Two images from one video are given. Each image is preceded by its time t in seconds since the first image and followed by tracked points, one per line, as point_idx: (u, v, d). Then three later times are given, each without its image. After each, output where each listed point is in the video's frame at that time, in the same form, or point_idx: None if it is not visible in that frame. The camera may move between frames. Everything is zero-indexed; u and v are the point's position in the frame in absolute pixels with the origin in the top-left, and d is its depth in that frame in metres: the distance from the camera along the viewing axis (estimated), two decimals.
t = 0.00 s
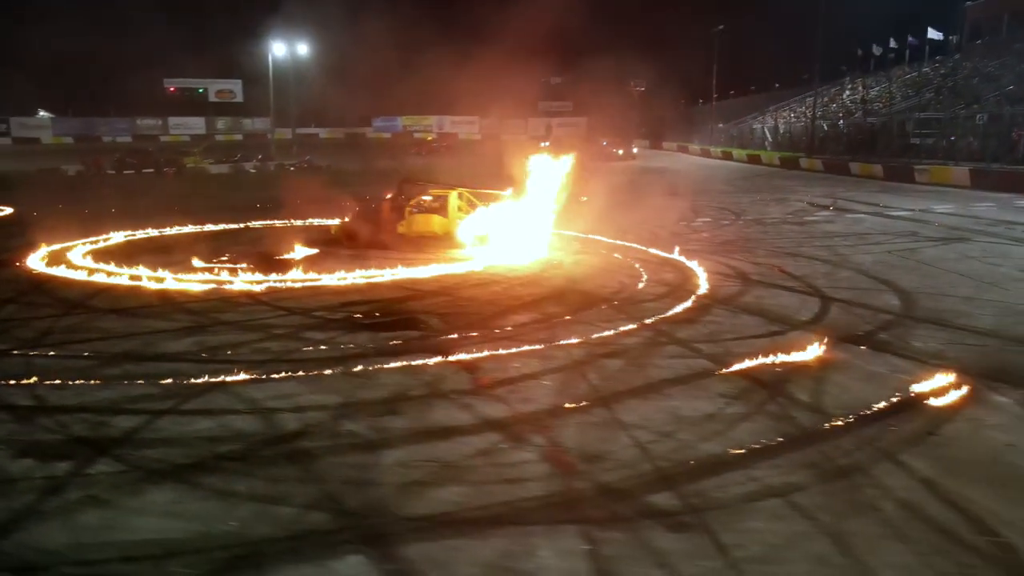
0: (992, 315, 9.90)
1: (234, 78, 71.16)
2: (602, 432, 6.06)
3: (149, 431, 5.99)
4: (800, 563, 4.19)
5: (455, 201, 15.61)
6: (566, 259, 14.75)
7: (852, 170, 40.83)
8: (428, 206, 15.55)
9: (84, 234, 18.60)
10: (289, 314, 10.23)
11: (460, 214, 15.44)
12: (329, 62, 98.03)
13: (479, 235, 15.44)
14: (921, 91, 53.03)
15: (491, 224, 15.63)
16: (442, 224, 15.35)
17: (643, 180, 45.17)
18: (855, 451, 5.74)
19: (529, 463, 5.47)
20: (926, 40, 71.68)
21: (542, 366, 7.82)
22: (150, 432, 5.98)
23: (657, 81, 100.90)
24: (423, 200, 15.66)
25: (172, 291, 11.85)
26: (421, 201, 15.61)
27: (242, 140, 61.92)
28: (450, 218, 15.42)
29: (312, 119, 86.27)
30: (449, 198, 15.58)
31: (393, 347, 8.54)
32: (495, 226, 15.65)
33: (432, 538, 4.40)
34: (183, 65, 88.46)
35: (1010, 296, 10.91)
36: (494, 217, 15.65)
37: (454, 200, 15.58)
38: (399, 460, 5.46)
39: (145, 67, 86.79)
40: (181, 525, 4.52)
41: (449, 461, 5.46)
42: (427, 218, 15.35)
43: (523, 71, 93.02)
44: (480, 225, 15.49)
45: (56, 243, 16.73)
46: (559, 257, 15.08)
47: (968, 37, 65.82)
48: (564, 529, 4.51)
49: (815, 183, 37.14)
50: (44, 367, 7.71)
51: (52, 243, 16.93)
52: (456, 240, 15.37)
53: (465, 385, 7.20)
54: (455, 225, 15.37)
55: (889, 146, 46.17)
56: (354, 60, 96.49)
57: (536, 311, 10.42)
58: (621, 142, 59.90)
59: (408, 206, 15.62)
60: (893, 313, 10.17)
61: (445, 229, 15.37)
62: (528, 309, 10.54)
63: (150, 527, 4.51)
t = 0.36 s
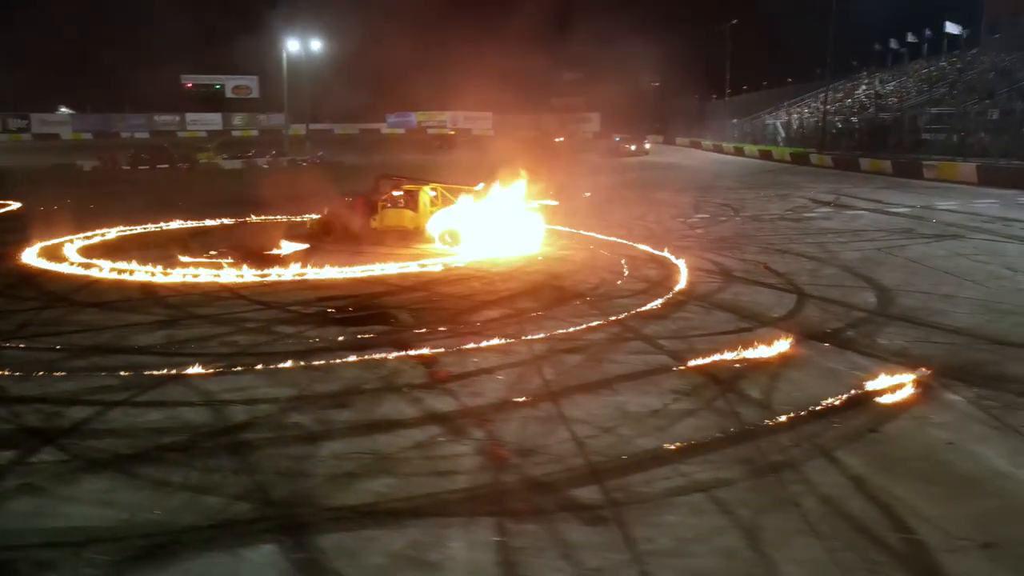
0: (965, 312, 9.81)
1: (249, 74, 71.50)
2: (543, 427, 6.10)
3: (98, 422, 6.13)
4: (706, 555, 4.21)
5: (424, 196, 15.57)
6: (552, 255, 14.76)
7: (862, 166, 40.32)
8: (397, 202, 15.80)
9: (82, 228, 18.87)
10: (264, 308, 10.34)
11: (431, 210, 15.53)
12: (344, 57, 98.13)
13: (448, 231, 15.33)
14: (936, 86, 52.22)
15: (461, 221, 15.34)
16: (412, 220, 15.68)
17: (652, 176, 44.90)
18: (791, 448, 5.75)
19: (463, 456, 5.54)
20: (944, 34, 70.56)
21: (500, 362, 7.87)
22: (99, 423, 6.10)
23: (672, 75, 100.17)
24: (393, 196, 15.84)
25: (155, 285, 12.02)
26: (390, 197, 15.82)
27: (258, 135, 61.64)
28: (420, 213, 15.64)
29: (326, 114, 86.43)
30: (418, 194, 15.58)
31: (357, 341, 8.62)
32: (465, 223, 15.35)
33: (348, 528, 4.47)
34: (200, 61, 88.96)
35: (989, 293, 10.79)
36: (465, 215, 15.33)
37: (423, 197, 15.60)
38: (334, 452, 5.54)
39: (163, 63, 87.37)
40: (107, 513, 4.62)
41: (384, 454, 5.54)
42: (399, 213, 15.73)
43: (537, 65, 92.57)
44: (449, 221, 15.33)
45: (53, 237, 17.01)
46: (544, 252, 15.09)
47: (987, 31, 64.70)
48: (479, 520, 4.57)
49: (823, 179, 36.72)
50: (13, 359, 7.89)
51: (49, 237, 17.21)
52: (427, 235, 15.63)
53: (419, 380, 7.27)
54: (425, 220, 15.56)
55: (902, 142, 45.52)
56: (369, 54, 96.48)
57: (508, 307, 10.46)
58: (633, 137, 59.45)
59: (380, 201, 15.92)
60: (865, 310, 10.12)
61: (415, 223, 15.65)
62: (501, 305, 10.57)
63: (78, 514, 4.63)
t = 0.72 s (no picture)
0: (950, 311, 9.65)
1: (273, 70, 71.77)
2: (494, 421, 6.15)
3: (61, 411, 6.29)
4: (624, 550, 4.24)
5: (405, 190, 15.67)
6: (545, 252, 14.78)
7: (882, 163, 39.58)
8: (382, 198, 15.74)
9: (92, 222, 19.24)
10: (250, 302, 10.53)
11: (413, 204, 15.62)
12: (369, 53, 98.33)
13: (426, 225, 15.54)
14: (964, 81, 50.99)
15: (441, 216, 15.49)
16: (393, 214, 15.70)
17: (670, 172, 44.43)
18: (738, 445, 5.73)
19: (408, 449, 5.63)
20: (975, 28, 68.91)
21: (468, 357, 7.94)
22: (62, 412, 6.28)
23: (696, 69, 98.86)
24: (380, 192, 15.78)
25: (151, 278, 12.27)
26: (376, 193, 15.76)
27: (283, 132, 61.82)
28: (401, 207, 15.75)
29: (349, 109, 86.75)
30: (399, 187, 15.68)
31: (330, 335, 8.73)
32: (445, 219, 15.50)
33: (278, 516, 4.56)
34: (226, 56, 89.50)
35: (978, 292, 10.60)
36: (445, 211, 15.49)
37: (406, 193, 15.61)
38: (283, 443, 5.64)
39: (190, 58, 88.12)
40: (51, 500, 4.77)
41: (332, 445, 5.64)
42: (381, 207, 15.70)
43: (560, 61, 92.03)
44: (429, 215, 15.50)
45: (62, 231, 17.37)
46: (538, 249, 15.12)
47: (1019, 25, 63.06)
48: (408, 512, 4.64)
49: (841, 176, 36.16)
50: None
51: (59, 230, 17.59)
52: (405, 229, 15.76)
53: (384, 373, 7.38)
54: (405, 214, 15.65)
55: (926, 137, 44.55)
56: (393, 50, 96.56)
57: (489, 303, 10.53)
58: (656, 133, 58.75)
59: (362, 196, 15.89)
60: (849, 309, 10.00)
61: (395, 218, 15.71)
62: (483, 300, 10.64)
63: (23, 500, 4.78)
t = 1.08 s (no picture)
0: (935, 310, 9.51)
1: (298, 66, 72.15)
2: (448, 416, 6.20)
3: (31, 400, 6.47)
4: (543, 545, 4.28)
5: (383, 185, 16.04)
6: (540, 248, 14.79)
7: (905, 159, 38.69)
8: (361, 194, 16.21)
9: (105, 214, 19.61)
10: (238, 296, 10.67)
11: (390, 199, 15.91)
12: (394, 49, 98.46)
13: (402, 220, 15.83)
14: (994, 75, 49.63)
15: (417, 211, 15.80)
16: (370, 209, 16.01)
17: (690, 168, 44.00)
18: (686, 443, 5.72)
19: (357, 442, 5.70)
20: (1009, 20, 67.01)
21: (438, 353, 7.98)
22: (31, 401, 6.45)
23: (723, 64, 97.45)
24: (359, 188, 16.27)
25: (147, 272, 12.49)
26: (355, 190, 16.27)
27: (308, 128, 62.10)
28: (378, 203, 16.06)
29: (373, 104, 86.94)
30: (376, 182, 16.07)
31: (308, 329, 8.82)
32: (420, 214, 15.82)
33: (213, 506, 4.65)
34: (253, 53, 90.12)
35: (970, 292, 10.41)
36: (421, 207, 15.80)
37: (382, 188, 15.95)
38: (235, 435, 5.74)
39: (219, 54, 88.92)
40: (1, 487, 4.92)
41: (282, 438, 5.72)
42: (359, 203, 16.06)
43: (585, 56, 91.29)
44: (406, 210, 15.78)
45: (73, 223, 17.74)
46: (533, 245, 15.15)
47: None
48: (340, 504, 4.71)
49: (861, 173, 35.48)
50: None
51: (70, 221, 17.95)
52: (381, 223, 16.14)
53: (351, 367, 7.46)
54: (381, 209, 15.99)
55: (952, 133, 43.46)
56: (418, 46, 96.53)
57: (472, 299, 10.55)
58: (679, 130, 58.02)
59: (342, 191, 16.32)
60: (834, 308, 9.89)
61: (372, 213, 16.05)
62: (468, 296, 10.68)
63: None
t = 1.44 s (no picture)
0: (923, 312, 9.35)
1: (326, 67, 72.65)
2: (407, 413, 6.25)
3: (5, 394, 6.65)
4: (469, 543, 4.31)
5: (362, 182, 16.63)
6: (537, 248, 14.81)
7: (929, 159, 37.79)
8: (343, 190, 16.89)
9: (120, 212, 20.00)
10: (230, 293, 10.86)
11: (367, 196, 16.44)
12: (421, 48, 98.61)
13: (378, 215, 16.11)
14: None
15: (392, 205, 16.08)
16: (348, 206, 16.65)
17: (711, 168, 43.53)
18: (638, 444, 5.71)
19: (311, 437, 5.77)
20: None
21: (412, 351, 8.07)
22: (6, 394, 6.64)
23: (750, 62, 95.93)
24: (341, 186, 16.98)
25: (147, 269, 12.75)
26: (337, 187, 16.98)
27: (334, 127, 62.42)
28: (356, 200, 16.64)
29: (399, 103, 87.25)
30: (356, 180, 16.72)
31: (287, 326, 8.94)
32: (396, 208, 16.08)
33: (154, 499, 4.75)
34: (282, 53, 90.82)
35: (964, 294, 10.20)
36: (396, 201, 16.07)
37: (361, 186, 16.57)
38: (194, 430, 5.83)
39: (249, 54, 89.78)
40: None
41: (239, 432, 5.82)
42: (337, 200, 16.76)
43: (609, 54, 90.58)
44: (381, 204, 16.07)
45: (87, 220, 18.12)
46: (529, 245, 15.19)
47: None
48: (280, 499, 4.78)
49: (883, 172, 34.79)
50: None
51: (85, 219, 18.33)
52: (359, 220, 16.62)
53: (323, 364, 7.57)
54: (358, 206, 16.52)
55: (980, 133, 42.42)
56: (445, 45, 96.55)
57: (457, 298, 10.60)
58: (703, 129, 57.29)
59: (325, 190, 17.12)
60: (821, 309, 9.77)
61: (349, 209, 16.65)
62: (454, 295, 10.74)
63: None
